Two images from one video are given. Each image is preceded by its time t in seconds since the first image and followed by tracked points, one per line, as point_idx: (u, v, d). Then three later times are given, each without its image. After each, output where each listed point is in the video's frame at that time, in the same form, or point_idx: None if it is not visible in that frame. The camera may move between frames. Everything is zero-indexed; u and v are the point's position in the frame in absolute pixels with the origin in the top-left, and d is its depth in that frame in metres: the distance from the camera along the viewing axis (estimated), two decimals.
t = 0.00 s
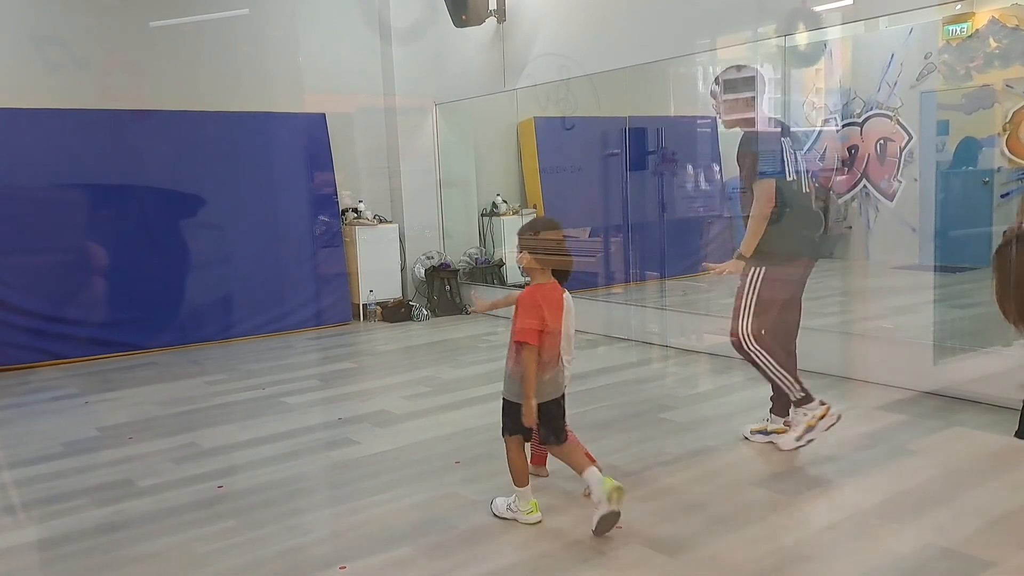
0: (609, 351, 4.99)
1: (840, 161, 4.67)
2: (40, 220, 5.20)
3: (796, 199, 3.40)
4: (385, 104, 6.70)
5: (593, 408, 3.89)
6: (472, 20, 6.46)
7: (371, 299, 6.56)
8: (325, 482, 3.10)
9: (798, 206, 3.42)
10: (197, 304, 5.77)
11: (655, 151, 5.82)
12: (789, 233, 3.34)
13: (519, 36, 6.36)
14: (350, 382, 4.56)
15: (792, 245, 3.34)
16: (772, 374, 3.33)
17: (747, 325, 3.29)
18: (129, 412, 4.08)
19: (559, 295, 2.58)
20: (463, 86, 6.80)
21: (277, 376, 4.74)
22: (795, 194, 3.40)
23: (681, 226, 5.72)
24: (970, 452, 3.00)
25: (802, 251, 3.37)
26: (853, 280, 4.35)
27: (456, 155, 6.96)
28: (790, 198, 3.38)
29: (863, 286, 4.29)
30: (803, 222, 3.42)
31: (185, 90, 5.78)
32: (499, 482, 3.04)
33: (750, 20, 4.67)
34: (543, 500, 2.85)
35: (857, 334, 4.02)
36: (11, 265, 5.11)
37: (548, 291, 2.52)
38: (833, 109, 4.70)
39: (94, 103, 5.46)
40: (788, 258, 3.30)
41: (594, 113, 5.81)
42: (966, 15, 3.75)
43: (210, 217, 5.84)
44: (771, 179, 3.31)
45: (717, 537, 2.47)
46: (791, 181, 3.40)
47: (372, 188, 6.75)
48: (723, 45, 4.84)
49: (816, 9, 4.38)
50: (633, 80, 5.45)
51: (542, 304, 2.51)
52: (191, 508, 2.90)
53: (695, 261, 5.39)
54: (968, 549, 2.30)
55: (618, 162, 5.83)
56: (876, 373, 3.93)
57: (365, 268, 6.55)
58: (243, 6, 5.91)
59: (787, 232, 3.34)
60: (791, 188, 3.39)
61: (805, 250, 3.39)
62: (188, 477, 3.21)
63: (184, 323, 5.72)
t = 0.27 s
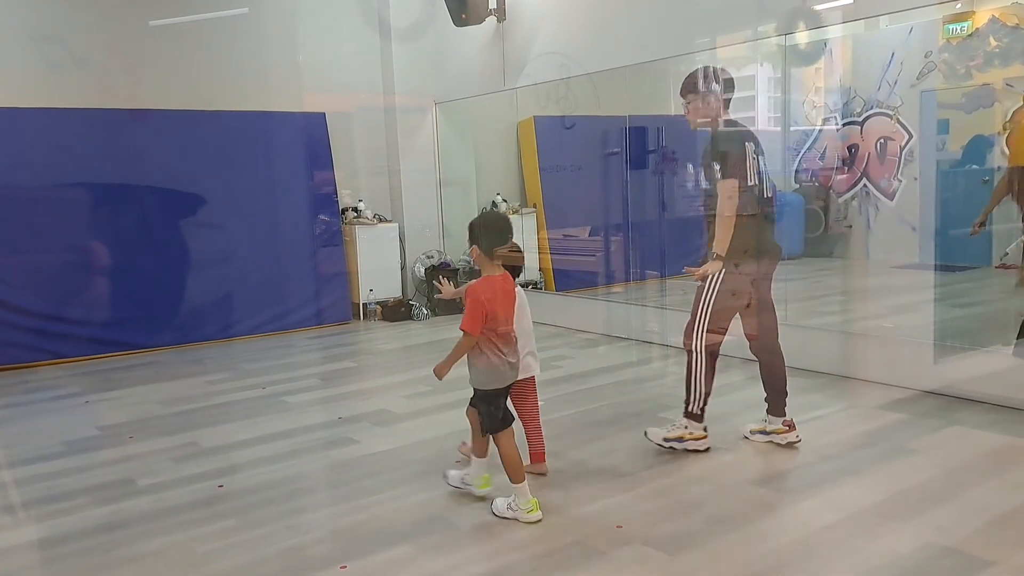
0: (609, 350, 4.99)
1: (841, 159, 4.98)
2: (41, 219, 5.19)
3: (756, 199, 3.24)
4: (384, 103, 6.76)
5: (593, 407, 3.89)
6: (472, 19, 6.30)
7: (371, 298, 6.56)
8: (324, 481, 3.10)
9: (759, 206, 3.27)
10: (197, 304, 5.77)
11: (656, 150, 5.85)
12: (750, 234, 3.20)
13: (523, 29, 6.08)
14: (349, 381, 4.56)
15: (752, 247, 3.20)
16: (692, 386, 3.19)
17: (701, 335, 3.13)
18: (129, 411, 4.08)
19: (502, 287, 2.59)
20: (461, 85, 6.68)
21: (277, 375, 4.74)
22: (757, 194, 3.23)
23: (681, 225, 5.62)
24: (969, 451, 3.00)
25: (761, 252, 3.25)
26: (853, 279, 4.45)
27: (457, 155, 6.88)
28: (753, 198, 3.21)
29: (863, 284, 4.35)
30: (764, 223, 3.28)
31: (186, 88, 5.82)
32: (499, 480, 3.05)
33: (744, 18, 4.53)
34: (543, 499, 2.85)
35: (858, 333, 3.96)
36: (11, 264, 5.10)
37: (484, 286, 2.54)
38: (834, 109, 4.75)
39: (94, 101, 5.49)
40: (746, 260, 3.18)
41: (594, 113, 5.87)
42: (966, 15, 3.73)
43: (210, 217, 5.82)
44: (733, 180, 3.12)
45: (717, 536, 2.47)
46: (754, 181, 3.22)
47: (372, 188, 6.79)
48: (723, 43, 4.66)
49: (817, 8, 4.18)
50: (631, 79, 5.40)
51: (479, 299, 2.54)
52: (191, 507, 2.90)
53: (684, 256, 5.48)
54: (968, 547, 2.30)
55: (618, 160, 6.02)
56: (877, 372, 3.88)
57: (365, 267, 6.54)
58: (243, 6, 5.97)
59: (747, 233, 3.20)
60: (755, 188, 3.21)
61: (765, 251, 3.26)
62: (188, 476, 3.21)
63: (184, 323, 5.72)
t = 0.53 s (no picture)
0: (609, 349, 4.99)
1: (841, 158, 4.90)
2: (41, 218, 5.19)
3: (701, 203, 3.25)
4: (384, 102, 6.79)
5: (592, 406, 3.90)
6: (472, 18, 6.32)
7: (371, 297, 6.54)
8: (324, 481, 3.10)
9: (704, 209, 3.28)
10: (197, 303, 5.77)
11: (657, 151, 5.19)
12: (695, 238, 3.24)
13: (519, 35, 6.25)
14: (349, 380, 4.56)
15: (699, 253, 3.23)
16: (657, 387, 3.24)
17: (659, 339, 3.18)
18: (129, 410, 4.08)
19: (454, 288, 2.72)
20: (461, 85, 6.66)
21: (277, 374, 4.74)
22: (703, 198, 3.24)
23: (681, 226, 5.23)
24: (969, 450, 3.01)
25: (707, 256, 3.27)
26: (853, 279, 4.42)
27: (457, 155, 6.81)
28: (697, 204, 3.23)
29: (862, 283, 4.32)
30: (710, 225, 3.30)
31: (186, 87, 5.82)
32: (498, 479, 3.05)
33: (745, 14, 4.59)
34: (542, 498, 2.85)
35: (857, 332, 3.98)
36: (11, 264, 5.10)
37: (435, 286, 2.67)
38: (832, 108, 4.75)
39: (94, 100, 5.49)
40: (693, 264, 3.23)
41: (594, 111, 5.78)
42: (965, 14, 3.78)
43: (210, 215, 5.82)
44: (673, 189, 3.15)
45: (717, 535, 2.47)
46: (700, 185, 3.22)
47: (372, 187, 6.80)
48: (723, 42, 4.74)
49: (817, 7, 4.24)
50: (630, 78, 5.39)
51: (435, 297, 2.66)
52: (191, 506, 2.90)
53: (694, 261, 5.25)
54: (968, 546, 2.30)
55: (618, 159, 5.86)
56: (876, 371, 3.90)
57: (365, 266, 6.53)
58: (243, 4, 5.97)
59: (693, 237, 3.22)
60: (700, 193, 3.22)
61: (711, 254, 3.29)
62: (188, 475, 3.21)
63: (184, 322, 5.71)
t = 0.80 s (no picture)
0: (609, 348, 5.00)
1: (842, 157, 4.70)
2: (41, 217, 5.19)
3: (643, 202, 3.41)
4: (383, 102, 6.73)
5: (592, 405, 3.90)
6: (472, 17, 6.32)
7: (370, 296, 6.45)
8: (325, 480, 3.11)
9: (648, 208, 3.44)
10: (197, 302, 5.77)
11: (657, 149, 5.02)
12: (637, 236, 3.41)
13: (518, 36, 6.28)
14: (348, 379, 4.56)
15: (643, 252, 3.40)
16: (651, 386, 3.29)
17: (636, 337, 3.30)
18: (129, 409, 4.08)
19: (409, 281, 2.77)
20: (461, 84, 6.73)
21: (277, 373, 4.74)
22: (645, 198, 3.40)
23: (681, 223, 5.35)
24: (968, 450, 3.01)
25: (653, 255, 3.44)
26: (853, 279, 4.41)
27: (456, 153, 6.89)
28: (638, 203, 3.40)
29: (862, 283, 4.31)
30: (655, 223, 3.46)
31: (186, 86, 5.81)
32: (498, 479, 3.05)
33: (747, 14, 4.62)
34: (542, 497, 2.86)
35: (857, 331, 4.00)
36: (12, 263, 5.10)
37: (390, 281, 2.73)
38: (832, 107, 4.64)
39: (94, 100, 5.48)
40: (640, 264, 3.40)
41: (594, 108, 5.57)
42: (965, 14, 3.70)
43: (211, 215, 5.82)
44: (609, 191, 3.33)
45: (717, 535, 2.47)
46: (641, 185, 3.38)
47: (372, 185, 6.74)
48: (723, 42, 4.80)
49: (817, 6, 4.28)
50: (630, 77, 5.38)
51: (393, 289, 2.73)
52: (191, 504, 2.91)
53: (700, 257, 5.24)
54: (968, 546, 2.31)
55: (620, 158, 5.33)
56: (876, 371, 3.90)
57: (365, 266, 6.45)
58: (242, 3, 5.96)
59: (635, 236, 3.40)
60: (641, 192, 3.39)
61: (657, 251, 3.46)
62: (189, 474, 3.21)
63: (185, 321, 5.71)
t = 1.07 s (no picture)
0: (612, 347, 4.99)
1: (846, 157, 4.70)
2: (46, 216, 5.19)
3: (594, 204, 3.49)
4: (387, 100, 6.68)
5: (595, 405, 3.89)
6: (476, 15, 6.29)
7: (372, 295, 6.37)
8: (328, 479, 3.10)
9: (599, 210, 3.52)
10: (200, 300, 5.78)
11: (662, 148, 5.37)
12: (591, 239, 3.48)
13: (522, 35, 6.23)
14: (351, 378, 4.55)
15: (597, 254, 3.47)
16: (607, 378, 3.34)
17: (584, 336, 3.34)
18: (133, 407, 4.08)
19: (358, 279, 2.96)
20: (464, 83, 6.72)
21: (280, 372, 4.73)
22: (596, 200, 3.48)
23: (682, 222, 5.69)
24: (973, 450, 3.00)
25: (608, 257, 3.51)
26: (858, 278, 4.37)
27: (458, 154, 6.96)
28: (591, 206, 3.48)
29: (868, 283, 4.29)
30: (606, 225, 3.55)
31: (191, 85, 5.77)
32: (501, 478, 3.04)
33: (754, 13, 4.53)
34: (545, 497, 2.85)
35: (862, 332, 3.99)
36: (17, 263, 5.11)
37: (340, 277, 2.90)
38: (836, 106, 4.64)
39: (98, 98, 5.41)
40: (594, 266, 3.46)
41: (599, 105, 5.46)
42: (970, 12, 3.63)
43: (215, 214, 5.83)
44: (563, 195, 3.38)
45: (720, 535, 2.47)
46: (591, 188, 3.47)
47: (375, 184, 6.71)
48: (725, 41, 4.72)
49: (822, 5, 4.20)
50: (634, 76, 5.35)
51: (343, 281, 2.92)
52: (195, 503, 2.90)
53: (699, 254, 5.55)
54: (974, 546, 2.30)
55: (624, 158, 5.58)
56: (880, 371, 3.90)
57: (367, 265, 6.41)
58: (247, 3, 5.91)
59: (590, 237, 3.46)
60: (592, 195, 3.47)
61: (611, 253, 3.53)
62: (192, 473, 3.20)
63: (189, 320, 5.72)
